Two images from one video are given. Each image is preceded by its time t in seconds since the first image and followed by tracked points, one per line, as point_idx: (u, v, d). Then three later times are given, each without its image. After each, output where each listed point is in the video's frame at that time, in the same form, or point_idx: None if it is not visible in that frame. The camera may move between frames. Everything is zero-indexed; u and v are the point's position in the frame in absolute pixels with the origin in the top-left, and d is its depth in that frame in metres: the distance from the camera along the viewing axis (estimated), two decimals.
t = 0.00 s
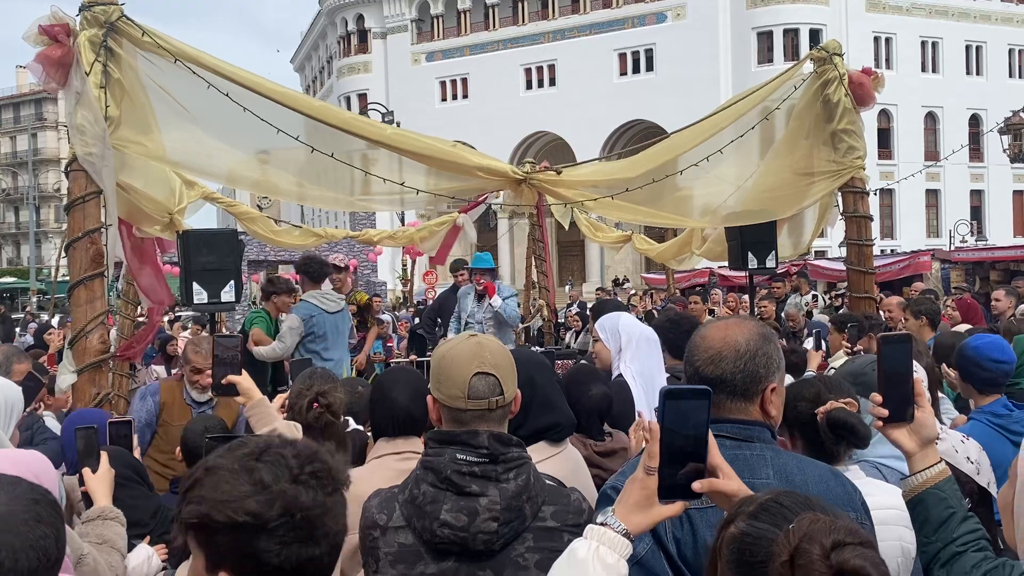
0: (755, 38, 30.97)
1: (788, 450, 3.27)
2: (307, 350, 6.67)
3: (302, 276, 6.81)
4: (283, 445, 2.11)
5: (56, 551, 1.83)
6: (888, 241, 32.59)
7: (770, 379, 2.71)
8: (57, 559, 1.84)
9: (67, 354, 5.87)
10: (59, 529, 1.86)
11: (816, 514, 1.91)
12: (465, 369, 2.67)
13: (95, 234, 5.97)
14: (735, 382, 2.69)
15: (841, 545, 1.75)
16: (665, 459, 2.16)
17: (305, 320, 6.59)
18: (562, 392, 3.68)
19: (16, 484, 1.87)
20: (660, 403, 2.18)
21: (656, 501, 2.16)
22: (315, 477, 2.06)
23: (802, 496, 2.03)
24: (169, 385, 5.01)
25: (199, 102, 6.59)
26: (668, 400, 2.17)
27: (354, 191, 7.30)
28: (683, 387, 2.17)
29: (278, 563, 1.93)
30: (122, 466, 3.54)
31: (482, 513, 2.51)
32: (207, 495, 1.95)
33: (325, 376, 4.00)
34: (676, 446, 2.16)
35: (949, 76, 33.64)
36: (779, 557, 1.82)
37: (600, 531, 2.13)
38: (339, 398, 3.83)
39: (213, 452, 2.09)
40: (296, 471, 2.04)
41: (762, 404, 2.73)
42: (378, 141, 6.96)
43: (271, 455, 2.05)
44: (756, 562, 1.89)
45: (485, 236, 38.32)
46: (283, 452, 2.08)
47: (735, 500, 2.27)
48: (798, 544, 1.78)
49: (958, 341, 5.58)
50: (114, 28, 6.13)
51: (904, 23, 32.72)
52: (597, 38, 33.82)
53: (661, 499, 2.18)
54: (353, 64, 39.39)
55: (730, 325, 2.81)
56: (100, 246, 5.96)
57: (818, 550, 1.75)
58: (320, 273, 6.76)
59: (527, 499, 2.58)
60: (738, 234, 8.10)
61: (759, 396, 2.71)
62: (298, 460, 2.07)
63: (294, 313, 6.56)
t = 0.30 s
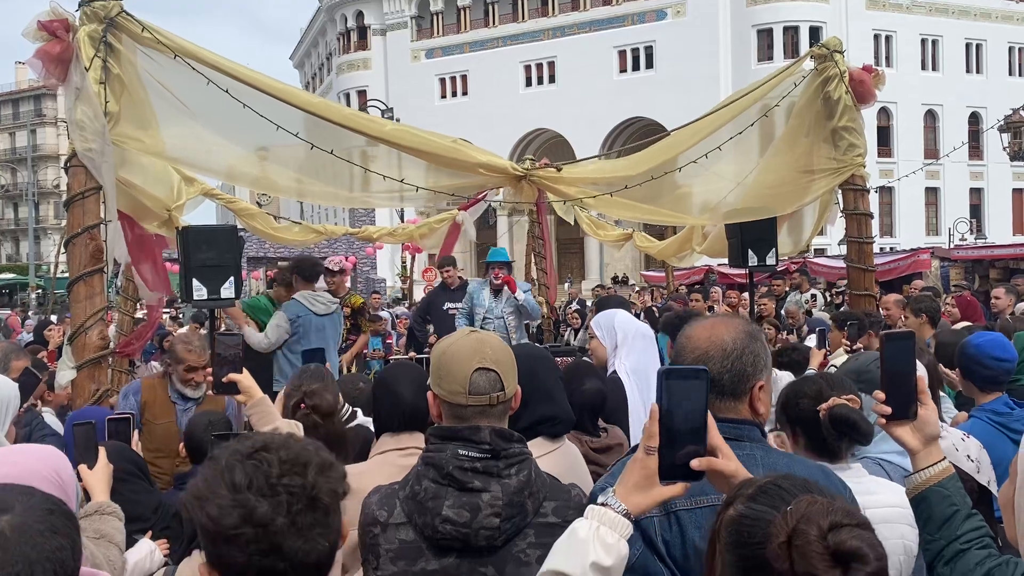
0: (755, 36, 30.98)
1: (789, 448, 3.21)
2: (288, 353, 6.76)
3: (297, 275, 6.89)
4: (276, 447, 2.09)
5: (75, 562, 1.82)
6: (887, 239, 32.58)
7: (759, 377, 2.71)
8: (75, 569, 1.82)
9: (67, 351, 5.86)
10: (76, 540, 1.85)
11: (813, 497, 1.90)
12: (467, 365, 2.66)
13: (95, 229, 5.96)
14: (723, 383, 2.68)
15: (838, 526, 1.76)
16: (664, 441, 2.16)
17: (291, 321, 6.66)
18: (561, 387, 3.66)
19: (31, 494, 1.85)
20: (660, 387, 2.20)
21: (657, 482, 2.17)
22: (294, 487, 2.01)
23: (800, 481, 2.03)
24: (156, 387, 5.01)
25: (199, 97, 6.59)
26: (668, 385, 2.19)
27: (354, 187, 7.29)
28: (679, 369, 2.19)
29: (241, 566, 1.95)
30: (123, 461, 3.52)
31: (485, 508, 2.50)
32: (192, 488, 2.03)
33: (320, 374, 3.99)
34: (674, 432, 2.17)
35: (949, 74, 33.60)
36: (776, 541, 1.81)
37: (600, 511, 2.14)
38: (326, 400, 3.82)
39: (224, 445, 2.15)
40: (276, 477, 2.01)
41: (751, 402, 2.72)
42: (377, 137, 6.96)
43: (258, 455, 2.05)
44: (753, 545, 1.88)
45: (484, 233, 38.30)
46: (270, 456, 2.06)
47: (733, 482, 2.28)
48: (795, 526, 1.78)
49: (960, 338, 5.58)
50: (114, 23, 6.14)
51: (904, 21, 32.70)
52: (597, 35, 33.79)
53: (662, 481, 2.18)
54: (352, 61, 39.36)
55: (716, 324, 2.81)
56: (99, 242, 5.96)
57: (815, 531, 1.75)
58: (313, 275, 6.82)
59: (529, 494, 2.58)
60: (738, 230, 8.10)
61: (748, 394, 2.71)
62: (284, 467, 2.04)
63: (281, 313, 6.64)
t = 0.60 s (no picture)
0: (755, 33, 30.99)
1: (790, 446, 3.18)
2: (295, 346, 6.71)
3: (304, 268, 6.89)
4: (268, 440, 2.09)
5: (91, 553, 1.80)
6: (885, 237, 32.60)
7: (747, 373, 2.72)
8: (90, 561, 1.80)
9: (65, 346, 5.86)
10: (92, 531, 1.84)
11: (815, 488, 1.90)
12: (465, 360, 2.66)
13: (94, 225, 5.96)
14: (718, 380, 2.67)
15: (839, 517, 1.76)
16: (664, 432, 2.15)
17: (296, 313, 6.63)
18: (556, 382, 3.65)
19: (47, 485, 1.85)
20: (660, 377, 2.20)
21: (658, 474, 2.16)
22: (285, 480, 2.00)
23: (801, 472, 2.02)
24: (154, 382, 5.00)
25: (198, 93, 6.57)
26: (668, 375, 2.19)
27: (352, 183, 7.28)
28: (678, 360, 2.19)
29: (234, 560, 1.94)
30: (123, 456, 3.53)
31: (483, 504, 2.50)
32: (182, 483, 2.03)
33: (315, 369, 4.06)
34: (673, 422, 2.16)
35: (948, 72, 33.59)
36: (776, 531, 1.81)
37: (602, 504, 2.12)
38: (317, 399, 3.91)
39: (213, 439, 2.14)
40: (267, 470, 2.00)
41: (741, 398, 2.73)
42: (375, 134, 6.94)
43: (250, 449, 2.05)
44: (753, 535, 1.87)
45: (482, 230, 38.31)
46: (261, 449, 2.05)
47: (735, 473, 2.29)
48: (796, 516, 1.77)
49: (958, 336, 5.59)
50: (113, 18, 6.10)
51: (903, 19, 32.66)
52: (596, 32, 33.76)
53: (664, 473, 2.17)
54: (351, 57, 39.32)
55: (701, 322, 2.80)
56: (98, 237, 5.96)
57: (816, 522, 1.75)
58: (323, 268, 6.82)
59: (527, 490, 2.58)
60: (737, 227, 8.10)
61: (738, 389, 2.71)
62: (274, 460, 2.03)
63: (286, 305, 6.63)
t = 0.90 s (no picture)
0: (753, 31, 31.06)
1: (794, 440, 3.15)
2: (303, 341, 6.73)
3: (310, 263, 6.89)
4: (255, 444, 2.09)
5: (90, 548, 1.80)
6: (882, 235, 32.65)
7: (747, 370, 2.72)
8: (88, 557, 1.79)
9: (62, 343, 5.83)
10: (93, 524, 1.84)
11: (817, 481, 1.91)
12: (463, 356, 2.65)
13: (90, 222, 5.94)
14: (717, 377, 2.67)
15: (844, 513, 1.78)
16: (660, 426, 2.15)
17: (303, 308, 6.63)
18: (554, 381, 3.66)
19: (46, 480, 1.84)
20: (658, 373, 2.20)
21: (654, 467, 2.16)
22: (272, 487, 2.00)
23: (804, 465, 2.03)
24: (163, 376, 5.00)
25: (195, 90, 6.56)
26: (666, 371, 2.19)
27: (349, 180, 7.28)
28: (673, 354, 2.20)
29: (222, 567, 1.95)
30: (122, 452, 3.53)
31: (480, 501, 2.50)
32: (168, 489, 2.02)
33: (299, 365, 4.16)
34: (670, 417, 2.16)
35: (945, 70, 33.61)
36: (779, 529, 1.81)
37: (598, 496, 2.12)
38: (303, 393, 4.03)
39: (201, 442, 2.14)
40: (254, 477, 2.00)
41: (740, 396, 2.73)
42: (373, 130, 6.93)
43: (236, 454, 2.05)
44: (755, 531, 1.87)
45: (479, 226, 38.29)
46: (248, 454, 2.05)
47: (731, 467, 2.29)
48: (800, 512, 1.79)
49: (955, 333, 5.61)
50: (109, 14, 6.08)
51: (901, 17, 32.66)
52: (594, 30, 33.75)
53: (660, 466, 2.18)
54: (348, 54, 39.27)
55: (699, 320, 2.80)
56: (94, 234, 5.94)
57: (821, 517, 1.77)
58: (329, 263, 6.83)
59: (524, 487, 2.58)
60: (734, 224, 8.10)
61: (738, 387, 2.71)
62: (262, 466, 2.03)
63: (292, 301, 6.62)
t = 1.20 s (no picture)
0: (747, 28, 31.16)
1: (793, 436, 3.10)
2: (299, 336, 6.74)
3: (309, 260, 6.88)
4: (251, 443, 2.07)
5: (86, 544, 1.79)
6: (876, 233, 32.69)
7: (746, 365, 2.72)
8: (85, 551, 1.79)
9: (57, 340, 5.80)
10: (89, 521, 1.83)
11: (821, 485, 1.91)
12: (460, 353, 2.65)
13: (85, 219, 5.90)
14: (715, 372, 2.68)
15: (849, 516, 1.77)
16: (658, 427, 2.16)
17: (301, 305, 6.64)
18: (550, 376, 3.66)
19: (43, 476, 1.83)
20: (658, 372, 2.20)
21: (652, 468, 2.16)
22: (269, 487, 1.99)
23: (807, 467, 2.02)
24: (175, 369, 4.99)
25: (190, 86, 6.54)
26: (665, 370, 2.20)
27: (344, 177, 7.27)
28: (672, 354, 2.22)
29: (219, 567, 1.95)
30: (120, 449, 3.53)
31: (477, 497, 2.49)
32: (163, 488, 2.02)
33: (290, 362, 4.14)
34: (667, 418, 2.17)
35: (940, 68, 33.66)
36: (784, 533, 1.81)
37: (595, 499, 2.12)
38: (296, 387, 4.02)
39: (197, 438, 2.13)
40: (251, 476, 2.00)
41: (739, 391, 2.72)
42: (368, 127, 6.92)
43: (234, 453, 2.04)
44: (759, 534, 1.87)
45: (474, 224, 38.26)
46: (244, 453, 2.04)
47: (729, 470, 2.30)
48: (805, 516, 1.78)
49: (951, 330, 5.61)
50: (104, 10, 6.06)
51: (895, 15, 32.71)
52: (589, 27, 33.76)
53: (658, 468, 2.18)
54: (343, 51, 39.22)
55: (698, 316, 2.79)
56: (89, 231, 5.90)
57: (826, 522, 1.76)
58: (328, 261, 6.80)
59: (521, 483, 2.58)
60: (729, 222, 8.10)
61: (736, 382, 2.71)
62: (258, 466, 2.03)
63: (291, 298, 6.62)
